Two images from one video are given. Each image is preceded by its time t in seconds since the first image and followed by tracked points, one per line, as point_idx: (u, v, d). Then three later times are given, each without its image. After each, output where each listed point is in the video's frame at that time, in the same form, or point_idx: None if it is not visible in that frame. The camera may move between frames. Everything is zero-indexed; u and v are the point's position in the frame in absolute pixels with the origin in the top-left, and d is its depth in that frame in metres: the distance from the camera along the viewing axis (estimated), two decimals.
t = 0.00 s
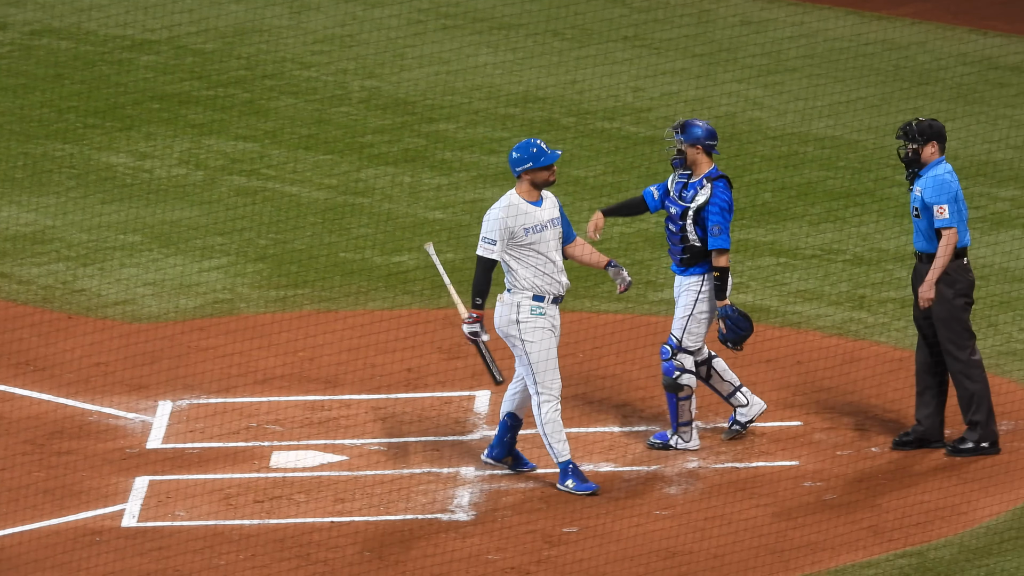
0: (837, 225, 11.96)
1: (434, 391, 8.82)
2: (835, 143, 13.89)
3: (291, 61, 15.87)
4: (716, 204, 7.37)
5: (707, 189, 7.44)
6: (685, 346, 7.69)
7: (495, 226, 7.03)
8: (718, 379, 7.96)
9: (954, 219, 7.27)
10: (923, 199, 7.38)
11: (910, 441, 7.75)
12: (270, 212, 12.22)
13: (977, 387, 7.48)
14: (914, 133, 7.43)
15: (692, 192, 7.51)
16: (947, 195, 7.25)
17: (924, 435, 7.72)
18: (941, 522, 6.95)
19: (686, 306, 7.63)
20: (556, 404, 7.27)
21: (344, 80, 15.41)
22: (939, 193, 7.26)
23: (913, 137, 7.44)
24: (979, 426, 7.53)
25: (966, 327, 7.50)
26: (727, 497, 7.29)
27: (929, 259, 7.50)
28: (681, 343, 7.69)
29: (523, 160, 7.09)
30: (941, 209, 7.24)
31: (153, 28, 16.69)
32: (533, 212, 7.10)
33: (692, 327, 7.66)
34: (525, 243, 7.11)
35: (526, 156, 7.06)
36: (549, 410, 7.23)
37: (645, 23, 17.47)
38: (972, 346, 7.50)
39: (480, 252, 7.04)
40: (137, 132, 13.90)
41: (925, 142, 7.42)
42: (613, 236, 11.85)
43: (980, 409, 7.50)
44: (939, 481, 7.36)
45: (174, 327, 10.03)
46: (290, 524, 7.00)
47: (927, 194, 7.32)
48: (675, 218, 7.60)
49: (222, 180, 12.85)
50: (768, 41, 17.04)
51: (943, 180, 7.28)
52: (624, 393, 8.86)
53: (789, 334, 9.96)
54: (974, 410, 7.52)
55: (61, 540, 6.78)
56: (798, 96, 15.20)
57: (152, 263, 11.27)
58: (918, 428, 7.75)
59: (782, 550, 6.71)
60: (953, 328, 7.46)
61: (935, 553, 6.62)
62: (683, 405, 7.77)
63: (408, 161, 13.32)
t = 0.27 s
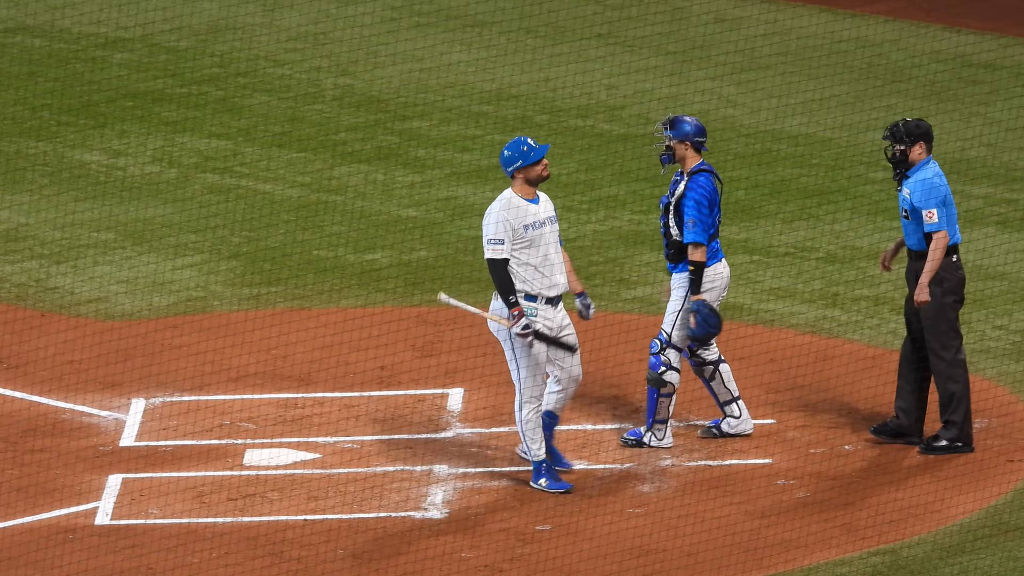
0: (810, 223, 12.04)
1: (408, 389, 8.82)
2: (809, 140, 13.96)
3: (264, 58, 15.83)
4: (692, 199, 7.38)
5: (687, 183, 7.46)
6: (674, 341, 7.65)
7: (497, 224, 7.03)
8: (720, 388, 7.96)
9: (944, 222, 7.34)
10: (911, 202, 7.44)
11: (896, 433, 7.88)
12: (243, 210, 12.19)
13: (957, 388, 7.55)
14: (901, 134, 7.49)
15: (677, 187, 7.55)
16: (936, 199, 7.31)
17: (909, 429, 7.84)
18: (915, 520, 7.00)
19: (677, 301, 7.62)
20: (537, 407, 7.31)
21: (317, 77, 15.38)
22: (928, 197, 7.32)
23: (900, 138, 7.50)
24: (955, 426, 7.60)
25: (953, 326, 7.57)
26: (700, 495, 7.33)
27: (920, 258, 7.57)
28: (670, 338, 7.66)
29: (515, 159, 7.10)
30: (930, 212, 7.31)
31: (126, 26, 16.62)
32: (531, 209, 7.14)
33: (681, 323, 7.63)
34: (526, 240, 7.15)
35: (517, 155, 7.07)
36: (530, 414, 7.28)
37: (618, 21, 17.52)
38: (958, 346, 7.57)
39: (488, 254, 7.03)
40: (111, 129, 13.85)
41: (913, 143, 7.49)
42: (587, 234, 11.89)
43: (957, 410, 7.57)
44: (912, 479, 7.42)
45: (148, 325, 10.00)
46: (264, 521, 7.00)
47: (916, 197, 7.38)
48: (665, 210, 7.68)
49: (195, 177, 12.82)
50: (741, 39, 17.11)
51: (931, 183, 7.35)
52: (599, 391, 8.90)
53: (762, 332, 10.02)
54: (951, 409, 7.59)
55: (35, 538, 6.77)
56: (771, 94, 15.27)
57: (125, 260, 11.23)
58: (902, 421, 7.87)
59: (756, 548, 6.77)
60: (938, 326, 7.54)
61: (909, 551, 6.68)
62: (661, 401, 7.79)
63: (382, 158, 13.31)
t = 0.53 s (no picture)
0: (786, 224, 12.11)
1: (383, 388, 8.83)
2: (785, 141, 14.03)
3: (240, 57, 15.79)
4: (674, 190, 7.44)
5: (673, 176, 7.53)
6: (671, 337, 7.82)
7: (499, 231, 7.02)
8: (704, 387, 8.03)
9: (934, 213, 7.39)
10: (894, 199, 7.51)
11: (886, 434, 7.98)
12: (219, 208, 12.16)
13: (931, 389, 7.63)
14: (881, 133, 7.56)
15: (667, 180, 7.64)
16: (921, 193, 7.39)
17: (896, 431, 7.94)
18: (889, 521, 7.06)
19: (671, 296, 7.77)
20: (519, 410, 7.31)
21: (293, 76, 15.37)
22: (912, 192, 7.40)
23: (881, 137, 7.57)
24: (930, 427, 7.68)
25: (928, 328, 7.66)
26: (675, 496, 7.38)
27: (895, 258, 7.62)
28: (667, 334, 7.82)
29: (513, 163, 7.10)
30: (919, 205, 7.37)
31: (102, 24, 16.56)
32: (532, 214, 7.15)
33: (676, 318, 7.78)
34: (526, 245, 7.17)
35: (515, 159, 7.07)
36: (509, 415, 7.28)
37: (595, 21, 17.57)
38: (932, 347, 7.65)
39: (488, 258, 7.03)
40: (86, 127, 13.79)
41: (893, 142, 7.57)
42: (562, 234, 11.91)
43: (932, 411, 7.65)
44: (887, 480, 7.49)
45: (124, 323, 9.97)
46: (239, 520, 6.99)
47: (899, 194, 7.45)
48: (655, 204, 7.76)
49: (171, 176, 12.78)
50: (718, 39, 17.17)
51: (913, 179, 7.43)
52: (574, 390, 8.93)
53: (738, 333, 10.08)
54: (926, 410, 7.67)
55: (9, 537, 6.76)
56: (747, 95, 15.34)
57: (101, 258, 11.19)
58: (893, 422, 7.96)
59: (730, 548, 6.82)
60: (914, 326, 7.63)
61: (883, 552, 6.74)
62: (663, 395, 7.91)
63: (358, 157, 13.30)
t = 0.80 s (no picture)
0: (769, 235, 12.15)
1: (365, 399, 8.82)
2: (767, 152, 14.10)
3: (223, 67, 15.78)
4: (668, 202, 7.50)
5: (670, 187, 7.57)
6: (673, 351, 7.83)
7: (507, 246, 6.91)
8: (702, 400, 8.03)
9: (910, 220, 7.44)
10: (870, 207, 7.57)
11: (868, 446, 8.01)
12: (202, 219, 12.14)
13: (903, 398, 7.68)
14: (862, 143, 7.60)
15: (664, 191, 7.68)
16: (897, 202, 7.45)
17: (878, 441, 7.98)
18: (872, 533, 7.09)
19: (667, 311, 7.79)
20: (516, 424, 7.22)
21: (276, 87, 15.37)
22: (888, 200, 7.46)
23: (862, 146, 7.61)
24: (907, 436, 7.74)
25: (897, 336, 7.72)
26: (658, 507, 7.39)
27: (868, 267, 7.69)
28: (669, 349, 7.84)
29: (522, 178, 6.99)
30: (894, 213, 7.42)
31: (84, 34, 16.53)
32: (542, 231, 7.03)
33: (676, 333, 7.80)
34: (534, 262, 7.04)
35: (524, 175, 6.96)
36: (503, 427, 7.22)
37: (577, 32, 17.63)
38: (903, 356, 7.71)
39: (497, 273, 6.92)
40: (69, 137, 13.75)
41: (874, 151, 7.61)
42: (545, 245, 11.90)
43: (906, 420, 7.71)
44: (870, 492, 7.52)
45: (106, 334, 9.94)
46: (221, 531, 6.97)
47: (875, 203, 7.51)
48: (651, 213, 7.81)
49: (154, 187, 12.76)
50: (700, 50, 17.24)
51: (890, 188, 7.48)
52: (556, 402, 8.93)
53: (720, 344, 10.11)
54: (902, 419, 7.72)
55: None
56: (729, 106, 15.41)
57: (83, 269, 11.15)
58: (875, 434, 8.00)
59: (713, 560, 6.84)
60: (881, 337, 7.69)
61: (866, 565, 6.77)
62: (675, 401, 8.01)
63: (340, 168, 13.31)
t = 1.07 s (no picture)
0: (761, 243, 12.18)
1: (358, 407, 8.82)
2: (759, 160, 14.13)
3: (216, 75, 15.79)
4: (677, 216, 7.50)
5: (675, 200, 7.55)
6: (701, 361, 7.74)
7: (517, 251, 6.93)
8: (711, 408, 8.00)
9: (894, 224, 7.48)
10: (855, 212, 7.59)
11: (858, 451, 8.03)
12: (194, 226, 12.14)
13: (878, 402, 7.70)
14: (847, 148, 7.61)
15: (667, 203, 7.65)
16: (881, 206, 7.46)
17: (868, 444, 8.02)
18: (864, 541, 7.11)
19: (688, 322, 7.69)
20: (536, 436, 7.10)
21: (269, 95, 15.38)
22: (871, 204, 7.48)
23: (847, 151, 7.63)
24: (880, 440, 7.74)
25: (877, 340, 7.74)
26: (650, 515, 7.40)
27: (859, 273, 7.72)
28: (696, 358, 7.74)
29: (540, 186, 6.96)
30: (879, 217, 7.44)
31: (77, 42, 16.53)
32: (556, 240, 7.00)
33: (701, 341, 7.73)
34: (547, 270, 7.02)
35: (543, 183, 6.93)
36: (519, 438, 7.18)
37: (569, 40, 17.67)
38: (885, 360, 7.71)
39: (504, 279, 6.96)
40: (62, 145, 13.75)
41: (859, 156, 7.64)
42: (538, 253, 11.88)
43: (881, 424, 7.71)
44: (862, 500, 7.54)
45: (98, 341, 9.94)
46: (214, 539, 6.97)
47: (860, 207, 7.53)
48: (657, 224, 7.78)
49: (146, 194, 12.76)
50: (692, 58, 17.29)
51: (874, 193, 7.50)
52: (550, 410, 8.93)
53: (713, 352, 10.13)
54: (874, 420, 7.72)
55: None
56: (721, 114, 15.45)
57: (76, 276, 11.15)
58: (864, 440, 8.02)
59: (705, 568, 6.84)
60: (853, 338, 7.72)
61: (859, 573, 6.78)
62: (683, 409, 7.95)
63: (333, 176, 13.32)
